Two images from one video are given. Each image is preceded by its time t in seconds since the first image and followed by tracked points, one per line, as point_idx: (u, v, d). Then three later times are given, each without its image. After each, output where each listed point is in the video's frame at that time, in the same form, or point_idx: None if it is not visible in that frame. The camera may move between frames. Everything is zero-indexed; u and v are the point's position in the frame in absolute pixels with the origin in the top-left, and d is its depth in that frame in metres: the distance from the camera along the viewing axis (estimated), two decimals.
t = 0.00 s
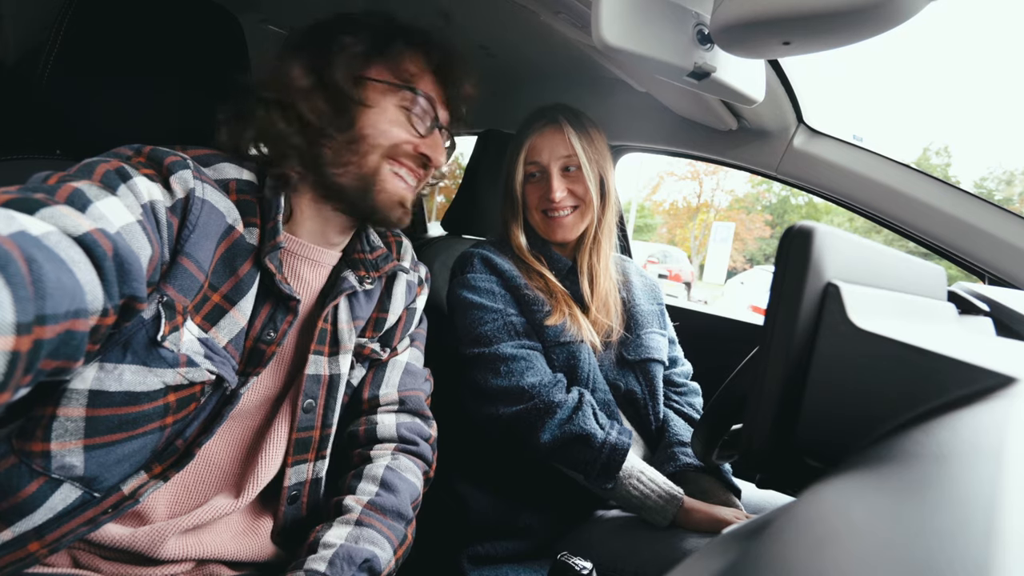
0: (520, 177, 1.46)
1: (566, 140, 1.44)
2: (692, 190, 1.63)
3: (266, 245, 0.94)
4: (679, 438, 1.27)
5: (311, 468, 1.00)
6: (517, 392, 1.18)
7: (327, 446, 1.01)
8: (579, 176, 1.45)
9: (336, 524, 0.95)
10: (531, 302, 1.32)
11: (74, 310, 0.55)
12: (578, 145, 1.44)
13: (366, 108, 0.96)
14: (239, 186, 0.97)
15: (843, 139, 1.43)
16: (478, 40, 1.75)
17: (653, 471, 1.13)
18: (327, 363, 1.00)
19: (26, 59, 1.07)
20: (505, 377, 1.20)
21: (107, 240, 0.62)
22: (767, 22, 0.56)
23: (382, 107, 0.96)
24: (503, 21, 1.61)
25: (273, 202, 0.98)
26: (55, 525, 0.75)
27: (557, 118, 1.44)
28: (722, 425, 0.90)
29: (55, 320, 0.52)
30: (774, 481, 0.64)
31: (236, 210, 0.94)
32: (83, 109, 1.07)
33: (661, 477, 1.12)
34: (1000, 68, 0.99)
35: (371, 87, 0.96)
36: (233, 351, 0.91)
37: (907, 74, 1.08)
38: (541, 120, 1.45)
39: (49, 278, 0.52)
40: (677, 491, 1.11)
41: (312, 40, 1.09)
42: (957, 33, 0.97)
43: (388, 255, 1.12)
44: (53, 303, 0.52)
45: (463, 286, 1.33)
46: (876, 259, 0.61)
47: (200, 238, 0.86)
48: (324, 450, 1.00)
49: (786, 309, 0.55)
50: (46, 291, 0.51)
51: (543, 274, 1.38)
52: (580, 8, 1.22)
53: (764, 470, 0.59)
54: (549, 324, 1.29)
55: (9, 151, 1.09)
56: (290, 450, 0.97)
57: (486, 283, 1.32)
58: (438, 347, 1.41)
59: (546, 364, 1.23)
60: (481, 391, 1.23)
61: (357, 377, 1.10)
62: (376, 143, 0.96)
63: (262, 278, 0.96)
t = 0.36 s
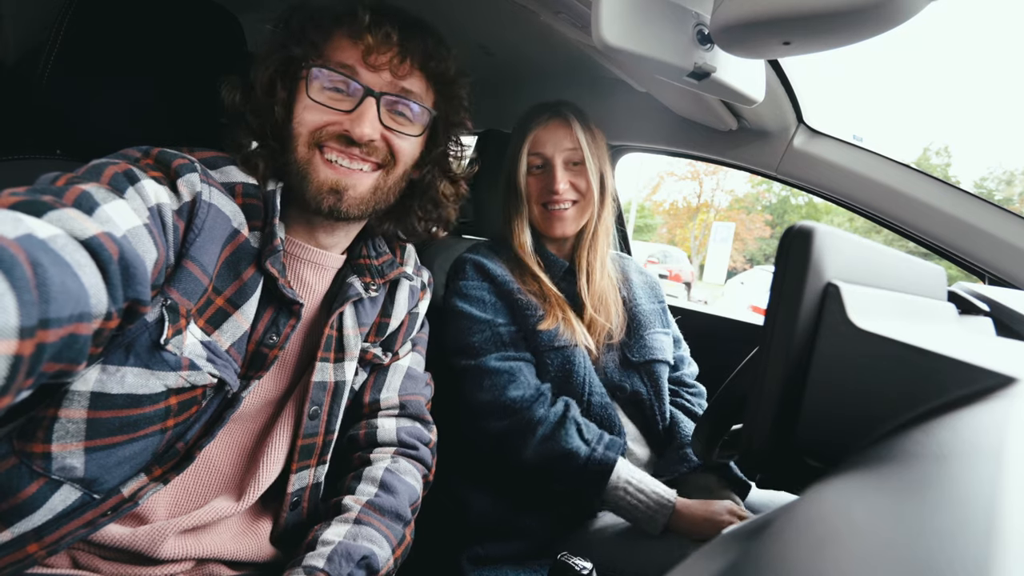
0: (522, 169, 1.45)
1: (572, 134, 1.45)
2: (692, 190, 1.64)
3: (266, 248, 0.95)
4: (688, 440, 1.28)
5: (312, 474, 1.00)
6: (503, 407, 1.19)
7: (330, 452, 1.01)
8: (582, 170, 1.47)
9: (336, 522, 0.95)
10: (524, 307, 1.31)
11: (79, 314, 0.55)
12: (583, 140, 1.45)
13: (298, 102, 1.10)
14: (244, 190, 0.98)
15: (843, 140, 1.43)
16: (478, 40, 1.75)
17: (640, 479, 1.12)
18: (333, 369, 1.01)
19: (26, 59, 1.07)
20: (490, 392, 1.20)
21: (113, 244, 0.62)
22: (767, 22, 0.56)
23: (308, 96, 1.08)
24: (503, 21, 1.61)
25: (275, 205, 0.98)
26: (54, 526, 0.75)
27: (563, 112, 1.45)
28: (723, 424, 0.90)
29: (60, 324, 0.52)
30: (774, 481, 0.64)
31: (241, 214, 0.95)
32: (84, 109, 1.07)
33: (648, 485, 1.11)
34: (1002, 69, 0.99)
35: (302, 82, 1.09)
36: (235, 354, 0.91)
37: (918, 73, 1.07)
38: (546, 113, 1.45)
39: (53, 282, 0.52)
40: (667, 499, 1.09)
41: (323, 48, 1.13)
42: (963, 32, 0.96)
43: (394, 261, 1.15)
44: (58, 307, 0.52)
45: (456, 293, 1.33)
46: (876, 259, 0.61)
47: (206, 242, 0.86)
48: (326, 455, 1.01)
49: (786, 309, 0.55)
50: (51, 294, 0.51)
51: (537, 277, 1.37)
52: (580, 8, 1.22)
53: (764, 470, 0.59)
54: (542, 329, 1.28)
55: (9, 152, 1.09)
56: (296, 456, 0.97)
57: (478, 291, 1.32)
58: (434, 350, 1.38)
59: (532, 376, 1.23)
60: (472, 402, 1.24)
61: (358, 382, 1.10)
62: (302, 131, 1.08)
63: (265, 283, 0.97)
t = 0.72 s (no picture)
0: (525, 165, 1.44)
1: (577, 133, 1.46)
2: (693, 190, 1.64)
3: (264, 247, 0.95)
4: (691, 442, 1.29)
5: (311, 474, 1.00)
6: (491, 420, 1.18)
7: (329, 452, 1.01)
8: (584, 171, 1.46)
9: (335, 521, 0.95)
10: (516, 314, 1.31)
11: (76, 313, 0.55)
12: (587, 139, 1.46)
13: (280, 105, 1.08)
14: (241, 189, 0.98)
15: (843, 140, 1.43)
16: (478, 40, 1.74)
17: (629, 488, 1.11)
18: (331, 369, 1.01)
19: (26, 59, 1.07)
20: (478, 405, 1.20)
21: (110, 244, 0.62)
22: (767, 22, 0.56)
23: (288, 98, 1.07)
24: (502, 22, 1.61)
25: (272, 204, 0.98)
26: (53, 526, 0.74)
27: (567, 110, 1.47)
28: (722, 424, 0.90)
29: (57, 324, 0.52)
30: (774, 481, 0.64)
31: (238, 214, 0.95)
32: (84, 109, 1.07)
33: (638, 493, 1.10)
34: (1002, 69, 0.99)
35: (281, 86, 1.08)
36: (234, 353, 0.91)
37: (916, 74, 1.07)
38: (552, 111, 1.47)
39: (51, 281, 0.52)
40: (656, 508, 1.09)
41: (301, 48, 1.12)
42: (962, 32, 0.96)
43: (392, 260, 1.15)
44: (55, 306, 0.52)
45: (447, 301, 1.33)
46: (877, 259, 0.61)
47: (203, 241, 0.86)
48: (325, 455, 1.01)
49: (786, 309, 0.55)
50: (48, 294, 0.51)
51: (531, 282, 1.37)
52: (580, 8, 1.22)
53: (764, 470, 0.59)
54: (535, 335, 1.28)
55: (9, 152, 1.08)
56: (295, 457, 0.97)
57: (469, 298, 1.32)
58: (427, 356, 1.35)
59: (520, 389, 1.22)
60: (460, 414, 1.23)
61: (357, 381, 1.10)
62: (289, 135, 1.06)
63: (263, 282, 0.97)
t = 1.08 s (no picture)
0: (540, 160, 1.44)
1: (593, 134, 1.47)
2: (692, 190, 1.62)
3: (266, 248, 0.95)
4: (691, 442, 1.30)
5: (313, 473, 1.00)
6: (492, 421, 1.18)
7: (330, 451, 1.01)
8: (596, 173, 1.46)
9: (334, 520, 0.95)
10: (517, 314, 1.31)
11: (82, 310, 0.55)
12: (602, 142, 1.48)
13: (289, 107, 1.08)
14: (244, 189, 0.98)
15: (843, 140, 1.43)
16: (478, 40, 1.74)
17: (630, 488, 1.11)
18: (334, 369, 1.01)
19: (26, 59, 1.07)
20: (479, 406, 1.20)
21: (116, 241, 0.62)
22: (767, 22, 0.56)
23: (297, 102, 1.07)
24: (503, 22, 1.61)
25: (274, 205, 0.98)
26: (53, 524, 0.75)
27: (586, 111, 1.48)
28: (722, 424, 0.90)
29: (64, 320, 0.52)
30: (774, 481, 0.64)
31: (241, 214, 0.95)
32: (84, 109, 1.07)
33: (638, 494, 1.10)
34: (1002, 69, 0.99)
35: (290, 88, 1.08)
36: (235, 353, 0.91)
37: (909, 77, 1.08)
38: (567, 110, 1.47)
39: (59, 278, 0.52)
40: (656, 506, 1.09)
41: (311, 51, 1.11)
42: (960, 32, 0.97)
43: (393, 261, 1.15)
44: (62, 302, 0.52)
45: (448, 301, 1.33)
46: (877, 260, 0.61)
47: (206, 241, 0.86)
48: (327, 454, 1.01)
49: (786, 309, 0.55)
50: (55, 290, 0.51)
51: (531, 281, 1.37)
52: (580, 8, 1.22)
53: (763, 470, 0.59)
54: (536, 336, 1.28)
55: (8, 152, 1.08)
56: (296, 455, 0.97)
57: (470, 298, 1.32)
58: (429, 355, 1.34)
59: (521, 389, 1.22)
60: (461, 414, 1.23)
61: (359, 381, 1.10)
62: (299, 139, 1.06)
63: (265, 282, 0.97)
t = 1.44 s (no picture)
0: (551, 159, 1.44)
1: (604, 140, 1.48)
2: (692, 190, 1.65)
3: (266, 247, 0.95)
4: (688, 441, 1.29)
5: (314, 472, 1.00)
6: (492, 419, 1.18)
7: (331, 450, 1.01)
8: (603, 177, 1.49)
9: (333, 520, 0.95)
10: (517, 314, 1.31)
11: (83, 310, 0.55)
12: (612, 147, 1.49)
13: (298, 104, 1.08)
14: (244, 188, 0.98)
15: (843, 140, 1.43)
16: (478, 40, 1.74)
17: (629, 488, 1.11)
18: (334, 368, 1.01)
19: (26, 59, 1.07)
20: (479, 405, 1.20)
21: (116, 241, 0.62)
22: (767, 22, 0.56)
23: (307, 100, 1.07)
24: (504, 22, 1.61)
25: (274, 204, 0.98)
26: (54, 523, 0.75)
27: (601, 115, 1.49)
28: (722, 424, 0.90)
29: (65, 320, 0.52)
30: (774, 481, 0.64)
31: (241, 213, 0.95)
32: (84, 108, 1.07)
33: (637, 495, 1.10)
34: (1001, 67, 0.99)
35: (300, 85, 1.08)
36: (236, 352, 0.91)
37: (907, 76, 1.08)
38: (581, 111, 1.48)
39: (59, 277, 0.52)
40: (655, 507, 1.09)
41: (322, 47, 1.09)
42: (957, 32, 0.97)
43: (393, 260, 1.15)
44: (63, 301, 0.52)
45: (448, 300, 1.33)
46: (877, 260, 0.61)
47: (206, 241, 0.87)
48: (327, 453, 1.01)
49: (786, 309, 0.55)
50: (57, 289, 0.51)
51: (532, 281, 1.37)
52: (580, 8, 1.22)
53: (764, 470, 0.59)
54: (536, 335, 1.28)
55: (8, 152, 1.08)
56: (296, 455, 0.97)
57: (470, 297, 1.32)
58: (429, 354, 1.34)
59: (521, 388, 1.22)
60: (461, 413, 1.23)
61: (359, 380, 1.10)
62: (307, 136, 1.06)
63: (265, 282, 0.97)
